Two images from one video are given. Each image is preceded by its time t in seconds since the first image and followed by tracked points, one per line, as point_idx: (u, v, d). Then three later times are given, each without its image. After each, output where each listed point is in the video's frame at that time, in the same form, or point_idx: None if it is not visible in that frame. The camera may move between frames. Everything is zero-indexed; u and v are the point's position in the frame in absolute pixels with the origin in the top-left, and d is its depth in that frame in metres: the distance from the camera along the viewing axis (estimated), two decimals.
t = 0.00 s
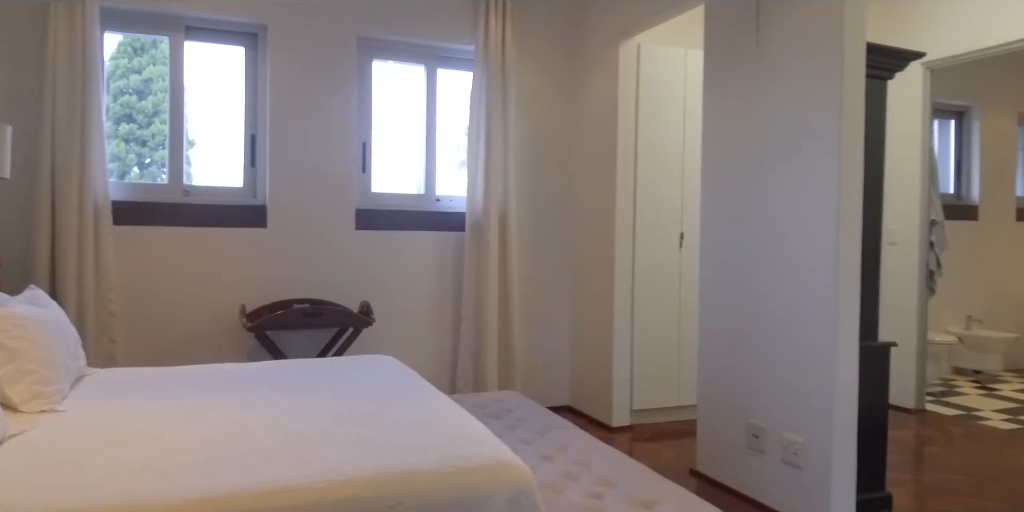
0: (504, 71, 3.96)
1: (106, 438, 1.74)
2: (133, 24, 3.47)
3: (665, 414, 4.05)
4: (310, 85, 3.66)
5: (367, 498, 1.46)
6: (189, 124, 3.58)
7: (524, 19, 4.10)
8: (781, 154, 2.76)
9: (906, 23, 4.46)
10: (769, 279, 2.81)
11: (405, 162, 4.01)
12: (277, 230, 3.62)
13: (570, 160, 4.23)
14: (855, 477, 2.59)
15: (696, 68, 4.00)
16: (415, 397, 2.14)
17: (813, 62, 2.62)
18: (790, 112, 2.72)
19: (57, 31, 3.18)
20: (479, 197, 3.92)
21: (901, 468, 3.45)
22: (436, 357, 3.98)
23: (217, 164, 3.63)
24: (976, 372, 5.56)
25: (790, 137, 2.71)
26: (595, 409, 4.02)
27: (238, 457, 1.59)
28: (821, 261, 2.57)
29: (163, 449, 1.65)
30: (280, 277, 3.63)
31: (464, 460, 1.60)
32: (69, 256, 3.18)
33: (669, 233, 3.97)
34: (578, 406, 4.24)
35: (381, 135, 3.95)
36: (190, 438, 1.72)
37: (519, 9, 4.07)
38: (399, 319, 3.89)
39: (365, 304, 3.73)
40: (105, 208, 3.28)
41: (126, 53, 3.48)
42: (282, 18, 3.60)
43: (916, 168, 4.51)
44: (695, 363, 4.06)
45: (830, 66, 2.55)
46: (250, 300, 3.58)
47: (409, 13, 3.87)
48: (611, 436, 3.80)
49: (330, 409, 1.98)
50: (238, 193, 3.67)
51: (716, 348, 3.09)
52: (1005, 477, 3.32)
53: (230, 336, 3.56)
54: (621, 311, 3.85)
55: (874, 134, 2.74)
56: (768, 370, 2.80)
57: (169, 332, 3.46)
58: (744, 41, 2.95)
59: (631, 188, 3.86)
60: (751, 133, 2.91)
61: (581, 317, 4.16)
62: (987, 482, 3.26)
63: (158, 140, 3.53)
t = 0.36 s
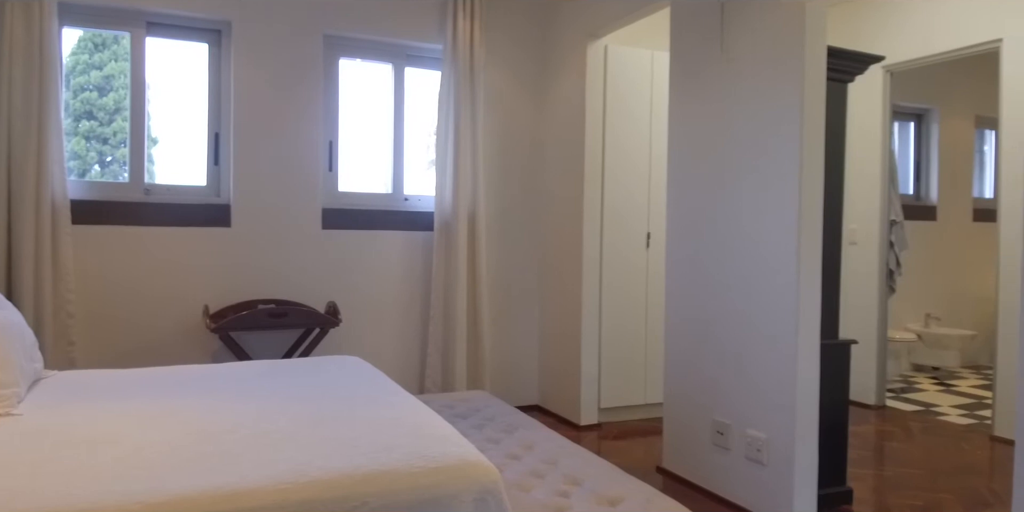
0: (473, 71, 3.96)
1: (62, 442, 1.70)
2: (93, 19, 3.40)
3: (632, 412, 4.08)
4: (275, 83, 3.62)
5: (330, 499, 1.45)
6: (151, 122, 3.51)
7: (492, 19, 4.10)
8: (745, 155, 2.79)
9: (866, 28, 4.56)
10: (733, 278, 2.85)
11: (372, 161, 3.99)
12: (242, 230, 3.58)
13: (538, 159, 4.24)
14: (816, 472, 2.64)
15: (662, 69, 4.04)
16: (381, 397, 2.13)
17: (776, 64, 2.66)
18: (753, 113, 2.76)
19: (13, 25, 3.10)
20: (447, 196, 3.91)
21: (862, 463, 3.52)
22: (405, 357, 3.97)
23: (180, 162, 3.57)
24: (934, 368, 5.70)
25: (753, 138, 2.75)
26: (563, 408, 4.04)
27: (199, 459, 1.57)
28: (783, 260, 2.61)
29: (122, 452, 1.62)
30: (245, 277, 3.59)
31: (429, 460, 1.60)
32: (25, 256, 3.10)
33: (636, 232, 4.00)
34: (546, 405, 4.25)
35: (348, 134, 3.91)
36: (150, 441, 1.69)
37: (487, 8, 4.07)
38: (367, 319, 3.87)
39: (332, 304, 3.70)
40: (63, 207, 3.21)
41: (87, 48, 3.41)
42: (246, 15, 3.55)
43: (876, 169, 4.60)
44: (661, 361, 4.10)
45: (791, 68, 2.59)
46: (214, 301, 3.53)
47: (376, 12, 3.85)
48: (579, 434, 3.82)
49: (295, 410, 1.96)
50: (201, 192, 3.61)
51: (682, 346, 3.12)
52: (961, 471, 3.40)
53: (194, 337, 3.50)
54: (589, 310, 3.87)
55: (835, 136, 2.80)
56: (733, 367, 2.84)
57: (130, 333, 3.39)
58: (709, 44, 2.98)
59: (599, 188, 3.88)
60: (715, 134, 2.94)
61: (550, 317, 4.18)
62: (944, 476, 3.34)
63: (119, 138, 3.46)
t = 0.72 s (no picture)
0: (442, 70, 3.95)
1: (19, 445, 1.66)
2: (52, 14, 3.32)
3: (602, 410, 4.11)
4: (242, 81, 3.58)
5: (296, 500, 1.44)
6: (113, 119, 3.44)
7: (462, 18, 4.09)
8: (711, 156, 2.83)
9: (830, 31, 4.64)
10: (699, 277, 2.88)
11: (341, 160, 3.96)
12: (207, 229, 3.53)
13: (508, 159, 4.25)
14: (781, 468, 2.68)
15: (630, 71, 4.08)
16: (348, 398, 2.12)
17: (741, 67, 2.70)
18: (719, 114, 2.79)
19: None
20: (417, 195, 3.90)
21: (826, 459, 3.59)
22: (374, 358, 3.94)
23: (143, 161, 3.51)
24: (897, 365, 5.82)
25: (720, 139, 2.79)
26: (533, 407, 4.05)
27: (162, 462, 1.54)
28: (748, 259, 2.65)
29: (82, 455, 1.59)
30: (211, 277, 3.54)
31: (397, 460, 1.60)
32: None
33: (605, 232, 4.03)
34: (516, 404, 4.26)
35: (316, 132, 3.87)
36: (111, 444, 1.66)
37: (457, 7, 4.07)
38: (335, 319, 3.84)
39: (299, 304, 3.66)
40: (22, 206, 3.13)
41: (47, 44, 3.34)
42: (211, 11, 3.50)
43: (840, 170, 4.69)
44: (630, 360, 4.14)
45: (756, 71, 2.63)
46: (178, 302, 3.48)
47: (344, 11, 3.82)
48: (549, 433, 3.83)
49: (261, 411, 1.95)
50: (165, 191, 3.55)
51: (650, 345, 3.15)
52: (920, 466, 3.49)
53: (158, 339, 3.45)
54: (559, 309, 3.89)
55: (798, 138, 2.85)
56: (699, 365, 2.88)
57: (91, 335, 3.33)
58: (676, 46, 3.02)
59: (569, 188, 3.90)
60: (682, 135, 2.98)
61: (520, 316, 4.19)
62: (904, 471, 3.42)
63: (82, 136, 3.40)
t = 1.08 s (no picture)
0: (413, 69, 3.94)
1: None
2: (13, 9, 3.26)
3: (573, 408, 4.13)
4: (208, 78, 3.53)
5: (261, 501, 1.43)
6: (76, 116, 3.38)
7: (433, 17, 4.08)
8: (679, 155, 2.86)
9: (796, 33, 4.72)
10: (668, 275, 2.91)
11: (310, 158, 3.92)
12: (173, 229, 3.48)
13: (479, 158, 4.25)
14: (747, 463, 2.72)
15: (600, 71, 4.11)
16: (317, 398, 2.11)
17: (708, 68, 2.74)
18: (687, 114, 2.83)
19: None
20: (387, 194, 3.88)
21: (793, 454, 3.65)
22: (344, 358, 3.92)
23: (107, 158, 3.45)
24: (862, 362, 5.92)
25: (687, 139, 2.82)
26: (505, 406, 4.06)
27: (125, 463, 1.52)
28: (715, 258, 2.69)
29: (43, 457, 1.56)
30: (177, 277, 3.49)
31: (364, 459, 1.59)
32: None
33: (576, 231, 4.06)
34: (488, 403, 4.26)
35: (285, 130, 3.84)
36: (73, 446, 1.63)
37: (428, 6, 4.06)
38: (305, 318, 3.81)
39: (268, 304, 3.63)
40: None
41: (8, 39, 3.27)
42: (177, 7, 3.45)
43: (806, 170, 4.77)
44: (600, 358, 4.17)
45: (723, 72, 2.67)
46: (143, 302, 3.42)
47: (313, 8, 3.79)
48: (520, 431, 3.84)
49: (228, 412, 1.93)
50: (130, 189, 3.49)
51: (620, 343, 3.17)
52: (884, 460, 3.56)
53: (122, 340, 3.39)
54: (530, 308, 3.90)
55: (764, 138, 2.90)
56: (668, 363, 2.91)
57: (53, 336, 3.26)
58: (644, 47, 3.04)
59: (540, 187, 3.92)
60: (651, 134, 3.00)
61: (491, 315, 4.19)
62: (869, 465, 3.48)
63: (44, 132, 3.33)
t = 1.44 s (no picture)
0: (384, 67, 3.92)
1: None
2: None
3: (545, 407, 4.14)
4: (175, 75, 3.48)
5: (228, 503, 1.41)
6: (38, 113, 3.31)
7: (404, 16, 4.07)
8: (650, 156, 2.89)
9: (764, 36, 4.78)
10: (638, 274, 2.94)
11: (279, 157, 3.88)
12: (139, 228, 3.42)
13: (452, 158, 4.25)
14: (715, 460, 2.76)
15: (572, 71, 4.12)
16: (286, 398, 2.09)
17: (677, 69, 2.77)
18: (657, 114, 2.85)
19: None
20: (358, 193, 3.86)
21: (761, 451, 3.70)
22: (315, 358, 3.89)
23: (71, 156, 3.39)
24: (829, 359, 6.02)
25: (657, 139, 2.85)
26: (477, 405, 4.06)
27: (88, 466, 1.50)
28: (684, 257, 2.72)
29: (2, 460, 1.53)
30: (144, 277, 3.43)
31: (333, 459, 1.59)
32: None
33: (548, 230, 4.07)
34: (460, 403, 4.26)
35: (253, 128, 3.79)
36: (35, 449, 1.60)
37: (399, 5, 4.04)
38: (274, 319, 3.77)
39: (236, 304, 3.59)
40: None
41: None
42: (143, 3, 3.39)
43: (774, 171, 4.84)
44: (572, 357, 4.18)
45: (691, 73, 2.70)
46: (108, 302, 3.36)
47: (282, 6, 3.76)
48: (493, 430, 3.84)
49: (194, 414, 1.90)
50: (94, 188, 3.43)
51: (591, 342, 3.19)
52: (849, 456, 3.62)
53: (86, 341, 3.33)
54: (502, 307, 3.91)
55: (732, 139, 2.94)
56: (638, 361, 2.94)
57: (15, 338, 3.19)
58: (615, 47, 3.07)
59: (512, 186, 3.93)
60: (622, 135, 3.03)
61: (463, 314, 4.19)
62: (835, 461, 3.54)
63: (5, 130, 3.25)
